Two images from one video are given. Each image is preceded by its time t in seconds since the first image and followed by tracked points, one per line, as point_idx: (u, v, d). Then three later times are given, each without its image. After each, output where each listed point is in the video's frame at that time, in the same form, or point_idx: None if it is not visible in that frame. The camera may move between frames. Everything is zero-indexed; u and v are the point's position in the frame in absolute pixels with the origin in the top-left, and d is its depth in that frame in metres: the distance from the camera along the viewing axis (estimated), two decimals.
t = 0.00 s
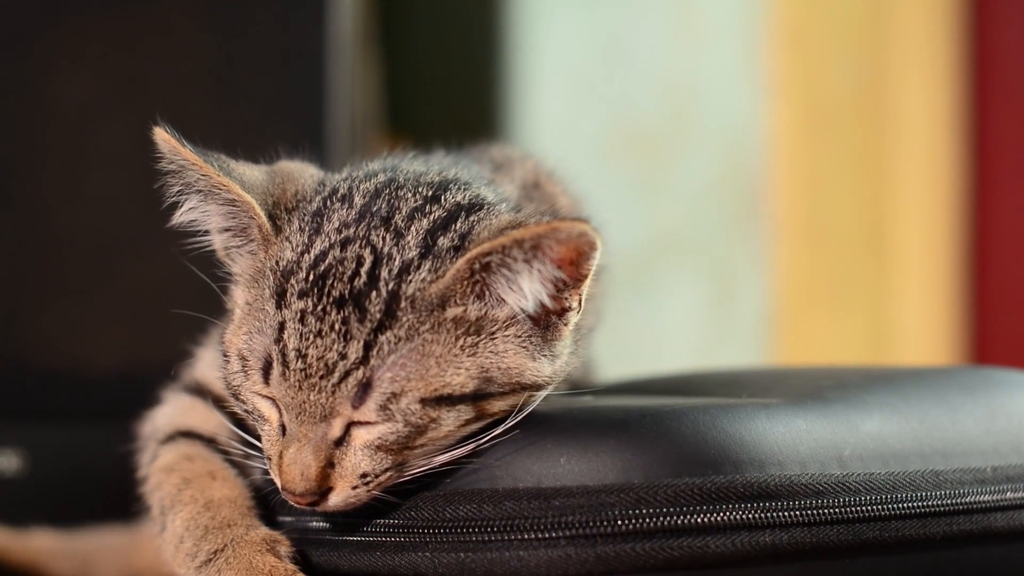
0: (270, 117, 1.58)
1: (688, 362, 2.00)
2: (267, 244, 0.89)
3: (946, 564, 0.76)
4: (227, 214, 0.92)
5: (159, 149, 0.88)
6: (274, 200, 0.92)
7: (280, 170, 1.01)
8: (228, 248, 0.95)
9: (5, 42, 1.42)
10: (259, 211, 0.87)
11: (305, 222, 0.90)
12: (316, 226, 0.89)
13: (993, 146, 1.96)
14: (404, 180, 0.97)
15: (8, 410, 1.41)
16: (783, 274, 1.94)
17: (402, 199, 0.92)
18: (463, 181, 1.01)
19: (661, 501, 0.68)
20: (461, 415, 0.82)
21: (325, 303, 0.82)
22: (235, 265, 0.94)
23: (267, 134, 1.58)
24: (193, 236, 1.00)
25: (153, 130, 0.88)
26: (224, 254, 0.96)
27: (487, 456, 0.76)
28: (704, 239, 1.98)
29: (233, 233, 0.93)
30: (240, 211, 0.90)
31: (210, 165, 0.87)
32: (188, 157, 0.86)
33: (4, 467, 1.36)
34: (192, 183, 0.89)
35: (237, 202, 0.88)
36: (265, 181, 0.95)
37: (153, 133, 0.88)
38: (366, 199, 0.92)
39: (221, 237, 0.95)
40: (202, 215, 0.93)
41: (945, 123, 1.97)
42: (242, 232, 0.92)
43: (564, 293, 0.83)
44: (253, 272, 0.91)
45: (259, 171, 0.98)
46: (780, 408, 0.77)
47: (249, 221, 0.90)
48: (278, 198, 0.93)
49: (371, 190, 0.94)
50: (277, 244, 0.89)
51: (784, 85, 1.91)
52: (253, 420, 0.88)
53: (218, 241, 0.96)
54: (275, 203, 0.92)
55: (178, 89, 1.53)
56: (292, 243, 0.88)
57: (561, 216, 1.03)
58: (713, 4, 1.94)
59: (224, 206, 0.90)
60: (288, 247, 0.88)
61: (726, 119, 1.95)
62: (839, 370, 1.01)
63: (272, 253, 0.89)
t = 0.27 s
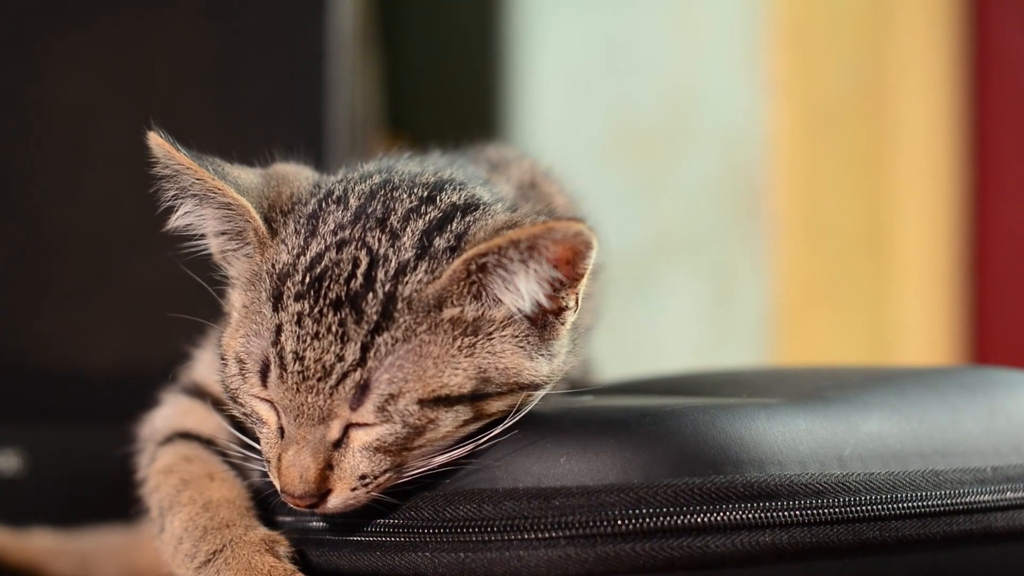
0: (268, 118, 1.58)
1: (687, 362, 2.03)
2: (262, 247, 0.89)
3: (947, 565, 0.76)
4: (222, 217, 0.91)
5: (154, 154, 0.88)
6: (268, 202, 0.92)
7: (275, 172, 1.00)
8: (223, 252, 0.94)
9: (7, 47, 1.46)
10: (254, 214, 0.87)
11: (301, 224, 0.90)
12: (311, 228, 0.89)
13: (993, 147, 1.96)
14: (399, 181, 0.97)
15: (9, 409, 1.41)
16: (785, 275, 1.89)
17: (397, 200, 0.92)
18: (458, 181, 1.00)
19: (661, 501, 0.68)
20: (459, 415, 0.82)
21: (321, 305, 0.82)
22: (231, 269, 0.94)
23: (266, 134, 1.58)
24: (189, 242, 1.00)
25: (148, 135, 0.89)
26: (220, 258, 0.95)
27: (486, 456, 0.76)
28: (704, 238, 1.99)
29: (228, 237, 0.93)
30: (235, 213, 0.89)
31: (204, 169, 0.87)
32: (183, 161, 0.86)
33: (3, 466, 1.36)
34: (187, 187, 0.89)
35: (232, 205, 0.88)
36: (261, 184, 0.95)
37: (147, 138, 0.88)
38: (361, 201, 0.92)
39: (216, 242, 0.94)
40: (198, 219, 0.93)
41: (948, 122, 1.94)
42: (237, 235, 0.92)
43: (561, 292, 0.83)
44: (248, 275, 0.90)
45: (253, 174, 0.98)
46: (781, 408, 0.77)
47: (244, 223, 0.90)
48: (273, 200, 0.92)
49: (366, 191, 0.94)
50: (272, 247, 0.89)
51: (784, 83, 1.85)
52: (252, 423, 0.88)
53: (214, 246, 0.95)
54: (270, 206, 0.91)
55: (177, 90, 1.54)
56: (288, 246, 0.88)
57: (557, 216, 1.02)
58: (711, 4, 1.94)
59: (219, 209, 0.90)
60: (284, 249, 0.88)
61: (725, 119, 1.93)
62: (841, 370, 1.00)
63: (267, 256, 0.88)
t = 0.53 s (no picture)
0: (268, 118, 1.58)
1: (687, 362, 2.03)
2: (258, 250, 0.89)
3: (947, 564, 0.76)
4: (217, 221, 0.91)
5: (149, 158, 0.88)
6: (264, 205, 0.92)
7: (272, 175, 1.00)
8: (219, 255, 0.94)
9: (7, 47, 1.46)
10: (250, 217, 0.87)
11: (297, 227, 0.90)
12: (307, 231, 0.89)
13: (993, 147, 1.96)
14: (395, 182, 0.97)
15: (9, 409, 1.41)
16: (784, 275, 1.89)
17: (394, 201, 0.92)
18: (454, 182, 1.00)
19: (661, 501, 0.68)
20: (457, 416, 0.82)
21: (319, 307, 0.82)
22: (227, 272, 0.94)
23: (265, 135, 1.58)
24: (185, 246, 1.00)
25: (143, 139, 0.89)
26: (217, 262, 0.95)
27: (485, 457, 0.76)
28: (704, 238, 1.99)
29: (224, 240, 0.93)
30: (231, 217, 0.89)
31: (200, 172, 0.87)
32: (178, 165, 0.86)
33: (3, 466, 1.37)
34: (183, 191, 0.89)
35: (228, 208, 0.88)
36: (256, 186, 0.94)
37: (142, 142, 0.88)
38: (357, 202, 0.92)
39: (212, 246, 0.94)
40: (194, 223, 0.93)
41: (947, 122, 1.94)
42: (233, 238, 0.92)
43: (558, 292, 0.83)
44: (245, 278, 0.90)
45: (249, 176, 0.98)
46: (780, 408, 0.77)
47: (240, 227, 0.90)
48: (269, 203, 0.92)
49: (362, 193, 0.94)
50: (269, 250, 0.88)
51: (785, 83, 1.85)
52: (250, 426, 0.88)
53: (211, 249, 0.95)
54: (266, 208, 0.91)
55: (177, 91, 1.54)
56: (284, 249, 0.88)
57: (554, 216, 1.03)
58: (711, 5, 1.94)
59: (215, 213, 0.90)
60: (280, 252, 0.88)
61: (725, 119, 1.93)
62: (841, 370, 1.00)
63: (264, 259, 0.88)
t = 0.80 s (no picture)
0: (267, 118, 1.58)
1: (687, 362, 2.03)
2: (256, 252, 0.89)
3: (947, 564, 0.76)
4: (214, 224, 0.91)
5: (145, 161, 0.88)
6: (261, 207, 0.91)
7: (269, 176, 1.00)
8: (217, 257, 0.94)
9: (7, 48, 1.46)
10: (247, 220, 0.87)
11: (294, 228, 0.90)
12: (304, 232, 0.89)
13: (993, 147, 1.96)
14: (391, 183, 0.97)
15: (9, 409, 1.42)
16: (784, 275, 1.89)
17: (390, 202, 0.92)
18: (451, 182, 1.00)
19: (661, 501, 0.68)
20: (455, 417, 0.82)
21: (316, 309, 0.82)
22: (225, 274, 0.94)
23: (265, 135, 1.58)
24: (181, 248, 1.00)
25: (139, 142, 0.88)
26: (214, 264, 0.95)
27: (484, 457, 0.76)
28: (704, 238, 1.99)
29: (221, 242, 0.93)
30: (227, 219, 0.89)
31: (196, 175, 0.87)
32: (174, 168, 0.86)
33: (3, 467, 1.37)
34: (180, 195, 0.89)
35: (225, 211, 0.88)
36: (253, 188, 0.94)
37: (138, 145, 0.88)
38: (354, 203, 0.92)
39: (209, 248, 0.94)
40: (190, 226, 0.93)
41: (947, 122, 1.94)
42: (230, 240, 0.92)
43: (555, 292, 0.83)
44: (242, 280, 0.90)
45: (246, 178, 0.98)
46: (780, 408, 0.77)
47: (237, 229, 0.90)
48: (266, 205, 0.92)
49: (359, 194, 0.93)
50: (266, 252, 0.88)
51: (784, 84, 1.86)
52: (248, 428, 0.88)
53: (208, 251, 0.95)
54: (263, 211, 0.91)
55: (176, 92, 1.54)
56: (281, 251, 0.88)
57: (551, 216, 1.02)
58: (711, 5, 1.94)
59: (211, 215, 0.90)
60: (277, 254, 0.88)
61: (725, 119, 1.93)
62: (841, 370, 1.00)
63: (261, 261, 0.88)
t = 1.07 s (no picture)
0: (267, 118, 1.58)
1: (687, 363, 2.03)
2: (253, 254, 0.89)
3: (947, 564, 0.76)
4: (211, 226, 0.91)
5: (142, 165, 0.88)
6: (258, 209, 0.91)
7: (266, 178, 1.00)
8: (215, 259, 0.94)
9: (6, 48, 1.46)
10: (244, 222, 0.87)
11: (291, 230, 0.90)
12: (302, 234, 0.89)
13: (993, 147, 1.96)
14: (389, 184, 0.97)
15: (9, 409, 1.42)
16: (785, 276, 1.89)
17: (387, 203, 0.92)
18: (448, 182, 1.00)
19: (661, 501, 0.68)
20: (454, 417, 0.82)
21: (314, 311, 0.82)
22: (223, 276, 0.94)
23: (265, 135, 1.58)
24: (179, 251, 1.00)
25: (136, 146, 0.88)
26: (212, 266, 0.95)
27: (483, 457, 0.76)
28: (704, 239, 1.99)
29: (218, 244, 0.93)
30: (225, 221, 0.89)
31: (193, 178, 0.87)
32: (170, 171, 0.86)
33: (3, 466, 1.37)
34: (177, 198, 0.89)
35: (222, 213, 0.88)
36: (250, 190, 0.94)
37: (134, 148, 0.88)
38: (351, 204, 0.92)
39: (207, 250, 0.94)
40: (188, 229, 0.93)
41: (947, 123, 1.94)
42: (228, 242, 0.92)
43: (553, 292, 0.83)
44: (240, 282, 0.90)
45: (244, 179, 0.98)
46: (780, 408, 0.77)
47: (235, 231, 0.90)
48: (263, 207, 0.92)
49: (356, 195, 0.93)
50: (263, 253, 0.88)
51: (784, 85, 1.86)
52: (247, 429, 0.88)
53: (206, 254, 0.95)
54: (260, 212, 0.91)
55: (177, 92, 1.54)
56: (278, 252, 0.88)
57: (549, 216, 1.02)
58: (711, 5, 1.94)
59: (208, 218, 0.90)
60: (275, 255, 0.88)
61: (725, 119, 1.93)
62: (841, 371, 1.00)
63: (258, 263, 0.88)
